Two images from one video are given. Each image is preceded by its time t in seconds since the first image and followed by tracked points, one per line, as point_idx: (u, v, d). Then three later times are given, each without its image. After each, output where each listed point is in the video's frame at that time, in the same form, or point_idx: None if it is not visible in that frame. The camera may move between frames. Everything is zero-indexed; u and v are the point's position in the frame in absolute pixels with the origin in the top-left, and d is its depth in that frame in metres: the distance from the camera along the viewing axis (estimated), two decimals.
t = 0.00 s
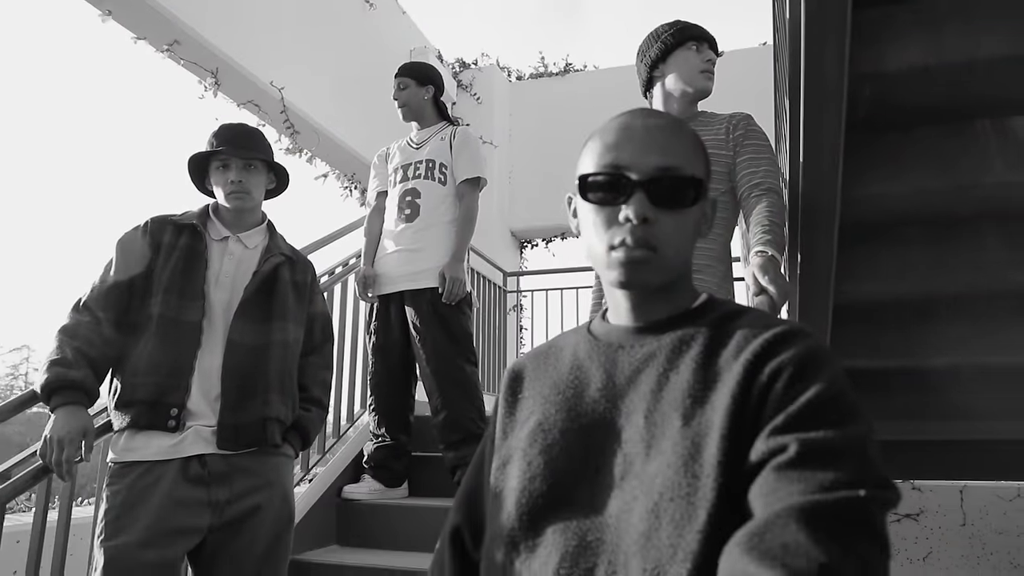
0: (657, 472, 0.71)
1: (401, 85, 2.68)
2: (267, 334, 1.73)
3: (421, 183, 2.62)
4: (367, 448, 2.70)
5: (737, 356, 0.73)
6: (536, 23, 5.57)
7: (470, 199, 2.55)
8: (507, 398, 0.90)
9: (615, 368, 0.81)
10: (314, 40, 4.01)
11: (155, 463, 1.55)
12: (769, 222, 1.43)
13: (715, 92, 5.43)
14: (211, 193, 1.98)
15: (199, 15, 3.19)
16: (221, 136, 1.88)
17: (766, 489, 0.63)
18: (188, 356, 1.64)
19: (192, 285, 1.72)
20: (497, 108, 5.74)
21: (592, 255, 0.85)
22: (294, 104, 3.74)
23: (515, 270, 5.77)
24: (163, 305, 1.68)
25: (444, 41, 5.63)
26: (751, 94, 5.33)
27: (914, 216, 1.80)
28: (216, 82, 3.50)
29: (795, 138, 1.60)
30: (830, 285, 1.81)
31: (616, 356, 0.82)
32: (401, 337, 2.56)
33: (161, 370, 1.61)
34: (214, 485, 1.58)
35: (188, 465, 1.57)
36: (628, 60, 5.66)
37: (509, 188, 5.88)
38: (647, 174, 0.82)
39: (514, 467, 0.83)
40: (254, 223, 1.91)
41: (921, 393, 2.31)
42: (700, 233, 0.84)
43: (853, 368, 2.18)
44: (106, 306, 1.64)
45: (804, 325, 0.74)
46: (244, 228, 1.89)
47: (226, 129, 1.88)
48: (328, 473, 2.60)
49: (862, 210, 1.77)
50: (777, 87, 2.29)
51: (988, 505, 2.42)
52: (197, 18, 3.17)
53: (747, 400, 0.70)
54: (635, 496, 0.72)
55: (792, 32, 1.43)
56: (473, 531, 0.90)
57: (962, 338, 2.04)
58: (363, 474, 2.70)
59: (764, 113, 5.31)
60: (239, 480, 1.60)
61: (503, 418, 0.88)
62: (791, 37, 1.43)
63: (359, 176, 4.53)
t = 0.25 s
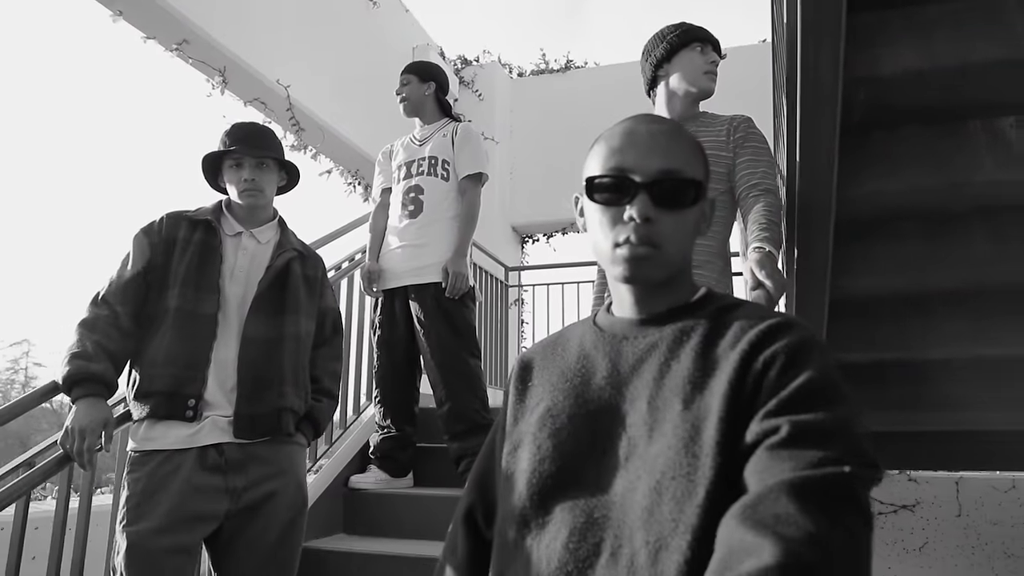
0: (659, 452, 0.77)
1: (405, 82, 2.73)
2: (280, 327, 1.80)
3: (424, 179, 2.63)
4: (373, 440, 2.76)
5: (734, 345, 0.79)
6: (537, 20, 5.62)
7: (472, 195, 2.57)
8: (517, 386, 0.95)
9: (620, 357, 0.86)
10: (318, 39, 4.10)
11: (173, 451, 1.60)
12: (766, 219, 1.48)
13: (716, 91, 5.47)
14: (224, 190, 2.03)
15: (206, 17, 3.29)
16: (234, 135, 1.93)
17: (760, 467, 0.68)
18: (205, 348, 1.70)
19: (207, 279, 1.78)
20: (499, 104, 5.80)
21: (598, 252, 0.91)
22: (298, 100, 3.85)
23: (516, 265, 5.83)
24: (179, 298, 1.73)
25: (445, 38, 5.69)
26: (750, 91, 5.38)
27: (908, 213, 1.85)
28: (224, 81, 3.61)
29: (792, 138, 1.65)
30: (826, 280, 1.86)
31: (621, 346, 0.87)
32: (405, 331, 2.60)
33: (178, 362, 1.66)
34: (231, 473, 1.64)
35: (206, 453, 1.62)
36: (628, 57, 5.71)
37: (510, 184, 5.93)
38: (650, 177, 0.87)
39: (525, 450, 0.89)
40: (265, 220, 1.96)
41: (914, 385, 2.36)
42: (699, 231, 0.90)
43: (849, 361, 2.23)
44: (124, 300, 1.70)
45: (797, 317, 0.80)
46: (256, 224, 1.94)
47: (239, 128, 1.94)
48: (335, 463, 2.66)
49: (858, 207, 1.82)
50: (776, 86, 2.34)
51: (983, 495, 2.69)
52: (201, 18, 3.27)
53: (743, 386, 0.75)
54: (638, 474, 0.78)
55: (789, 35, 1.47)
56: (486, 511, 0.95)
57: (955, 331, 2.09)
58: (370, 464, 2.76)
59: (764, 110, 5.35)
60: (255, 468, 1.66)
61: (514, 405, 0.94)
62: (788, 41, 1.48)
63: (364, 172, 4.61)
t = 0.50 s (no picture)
0: (654, 432, 0.83)
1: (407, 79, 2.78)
2: (289, 319, 1.85)
3: (427, 175, 2.68)
4: (376, 431, 2.81)
5: (724, 334, 0.85)
6: (537, 17, 5.67)
7: (473, 191, 2.62)
8: (520, 374, 1.01)
9: (618, 345, 0.92)
10: (321, 37, 4.16)
11: (188, 439, 1.66)
12: (759, 216, 1.54)
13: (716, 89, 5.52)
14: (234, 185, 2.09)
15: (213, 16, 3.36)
16: (243, 132, 1.99)
17: (747, 444, 0.74)
18: (216, 340, 1.76)
19: (218, 272, 1.83)
20: (499, 101, 5.84)
21: (597, 247, 0.96)
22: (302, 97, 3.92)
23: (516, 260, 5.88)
24: (191, 291, 1.79)
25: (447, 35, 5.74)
26: (749, 88, 5.42)
27: (898, 210, 1.90)
28: (230, 78, 3.70)
29: (785, 136, 1.71)
30: (818, 274, 1.91)
31: (619, 335, 0.93)
32: (409, 323, 2.66)
33: (191, 353, 1.72)
34: (243, 460, 1.70)
35: (219, 441, 1.68)
36: (628, 54, 5.75)
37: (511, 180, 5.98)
38: (646, 177, 0.93)
39: (528, 433, 0.94)
40: (274, 214, 2.01)
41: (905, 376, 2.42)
42: (693, 227, 0.95)
43: (842, 353, 2.29)
44: (138, 293, 1.76)
45: (783, 308, 0.86)
46: (264, 218, 1.99)
47: (251, 125, 2.00)
48: (340, 452, 2.72)
49: (849, 203, 1.87)
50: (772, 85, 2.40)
51: (975, 485, 2.88)
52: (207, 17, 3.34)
53: (731, 371, 0.81)
54: (635, 453, 0.83)
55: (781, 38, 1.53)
56: (491, 491, 1.01)
57: (945, 324, 2.15)
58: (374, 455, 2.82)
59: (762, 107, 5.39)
60: (266, 455, 1.72)
61: (518, 391, 1.00)
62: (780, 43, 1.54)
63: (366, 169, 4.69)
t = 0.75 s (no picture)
0: (646, 413, 0.89)
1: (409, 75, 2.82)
2: (296, 310, 1.91)
3: (429, 170, 2.74)
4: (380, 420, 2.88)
5: (711, 321, 0.91)
6: (537, 12, 5.71)
7: (476, 186, 2.68)
8: (521, 360, 1.07)
9: (613, 332, 0.98)
10: (323, 33, 4.21)
11: (200, 427, 1.72)
12: (751, 211, 1.60)
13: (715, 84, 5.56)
14: (240, 181, 2.14)
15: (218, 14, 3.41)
16: (248, 129, 2.04)
17: (731, 422, 0.80)
18: (226, 331, 1.81)
19: (227, 266, 1.89)
20: (500, 96, 5.88)
21: (594, 240, 1.02)
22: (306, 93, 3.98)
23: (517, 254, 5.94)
24: (202, 284, 1.85)
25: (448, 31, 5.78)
26: (747, 82, 5.47)
27: (888, 203, 1.96)
28: (235, 75, 3.76)
29: (777, 133, 1.76)
30: (810, 266, 1.97)
31: (614, 323, 0.99)
32: (412, 315, 2.71)
33: (202, 344, 1.78)
34: (254, 446, 1.75)
35: (230, 429, 1.74)
36: (628, 49, 5.79)
37: (512, 174, 6.03)
38: (639, 174, 0.98)
39: (528, 415, 1.00)
40: (280, 209, 2.07)
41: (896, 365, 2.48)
42: (684, 221, 1.01)
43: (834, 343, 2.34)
44: (150, 286, 1.81)
45: (767, 297, 0.91)
46: (272, 213, 2.06)
47: (255, 121, 2.05)
48: (345, 441, 2.79)
49: (840, 197, 1.93)
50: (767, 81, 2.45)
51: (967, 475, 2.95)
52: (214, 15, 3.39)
53: (717, 356, 0.87)
54: (628, 432, 0.89)
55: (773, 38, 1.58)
56: (493, 470, 1.07)
57: (934, 315, 2.21)
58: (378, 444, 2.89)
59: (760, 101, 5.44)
60: (275, 441, 1.78)
61: (519, 377, 1.06)
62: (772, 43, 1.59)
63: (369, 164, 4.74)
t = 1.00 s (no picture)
0: (640, 395, 0.95)
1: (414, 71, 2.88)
2: (303, 301, 1.97)
3: (433, 165, 2.79)
4: (383, 411, 2.94)
5: (702, 309, 0.97)
6: (538, 8, 5.76)
7: (479, 181, 2.74)
8: (524, 346, 1.13)
9: (610, 320, 1.05)
10: (326, 30, 4.26)
11: (213, 414, 1.79)
12: (745, 206, 1.66)
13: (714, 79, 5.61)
14: (247, 175, 2.19)
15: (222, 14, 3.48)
16: (254, 125, 2.08)
17: (719, 402, 0.86)
18: (237, 322, 1.88)
19: (237, 259, 1.95)
20: (501, 91, 5.93)
21: (592, 234, 1.08)
22: (310, 89, 4.05)
23: (516, 248, 6.00)
24: (213, 277, 1.90)
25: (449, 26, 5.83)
26: (746, 78, 5.52)
27: (878, 199, 2.02)
28: (241, 71, 3.86)
29: (770, 131, 1.82)
30: (803, 259, 2.03)
31: (610, 312, 1.05)
32: (415, 308, 2.78)
33: (214, 335, 1.85)
34: (265, 433, 1.82)
35: (243, 416, 1.81)
36: (627, 45, 5.85)
37: (512, 169, 6.08)
38: (635, 172, 1.04)
39: (530, 398, 1.07)
40: (287, 203, 2.13)
41: (887, 356, 2.55)
42: (677, 216, 1.07)
43: (827, 335, 2.41)
44: (162, 279, 1.87)
45: (755, 287, 0.98)
46: (277, 207, 2.10)
47: (261, 117, 2.10)
48: (349, 431, 2.85)
49: (832, 194, 1.99)
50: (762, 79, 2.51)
51: (960, 467, 3.18)
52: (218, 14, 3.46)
53: (707, 342, 0.93)
54: (623, 414, 0.96)
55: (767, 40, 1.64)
56: (497, 452, 1.14)
57: (923, 308, 2.28)
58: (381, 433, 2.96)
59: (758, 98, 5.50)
60: (286, 428, 1.84)
61: (521, 362, 1.12)
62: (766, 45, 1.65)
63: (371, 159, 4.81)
